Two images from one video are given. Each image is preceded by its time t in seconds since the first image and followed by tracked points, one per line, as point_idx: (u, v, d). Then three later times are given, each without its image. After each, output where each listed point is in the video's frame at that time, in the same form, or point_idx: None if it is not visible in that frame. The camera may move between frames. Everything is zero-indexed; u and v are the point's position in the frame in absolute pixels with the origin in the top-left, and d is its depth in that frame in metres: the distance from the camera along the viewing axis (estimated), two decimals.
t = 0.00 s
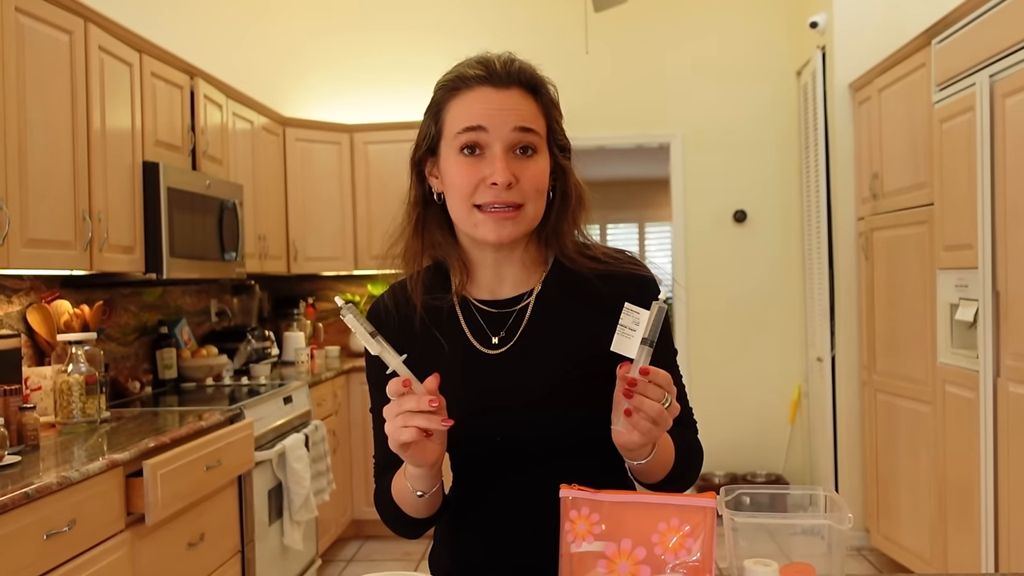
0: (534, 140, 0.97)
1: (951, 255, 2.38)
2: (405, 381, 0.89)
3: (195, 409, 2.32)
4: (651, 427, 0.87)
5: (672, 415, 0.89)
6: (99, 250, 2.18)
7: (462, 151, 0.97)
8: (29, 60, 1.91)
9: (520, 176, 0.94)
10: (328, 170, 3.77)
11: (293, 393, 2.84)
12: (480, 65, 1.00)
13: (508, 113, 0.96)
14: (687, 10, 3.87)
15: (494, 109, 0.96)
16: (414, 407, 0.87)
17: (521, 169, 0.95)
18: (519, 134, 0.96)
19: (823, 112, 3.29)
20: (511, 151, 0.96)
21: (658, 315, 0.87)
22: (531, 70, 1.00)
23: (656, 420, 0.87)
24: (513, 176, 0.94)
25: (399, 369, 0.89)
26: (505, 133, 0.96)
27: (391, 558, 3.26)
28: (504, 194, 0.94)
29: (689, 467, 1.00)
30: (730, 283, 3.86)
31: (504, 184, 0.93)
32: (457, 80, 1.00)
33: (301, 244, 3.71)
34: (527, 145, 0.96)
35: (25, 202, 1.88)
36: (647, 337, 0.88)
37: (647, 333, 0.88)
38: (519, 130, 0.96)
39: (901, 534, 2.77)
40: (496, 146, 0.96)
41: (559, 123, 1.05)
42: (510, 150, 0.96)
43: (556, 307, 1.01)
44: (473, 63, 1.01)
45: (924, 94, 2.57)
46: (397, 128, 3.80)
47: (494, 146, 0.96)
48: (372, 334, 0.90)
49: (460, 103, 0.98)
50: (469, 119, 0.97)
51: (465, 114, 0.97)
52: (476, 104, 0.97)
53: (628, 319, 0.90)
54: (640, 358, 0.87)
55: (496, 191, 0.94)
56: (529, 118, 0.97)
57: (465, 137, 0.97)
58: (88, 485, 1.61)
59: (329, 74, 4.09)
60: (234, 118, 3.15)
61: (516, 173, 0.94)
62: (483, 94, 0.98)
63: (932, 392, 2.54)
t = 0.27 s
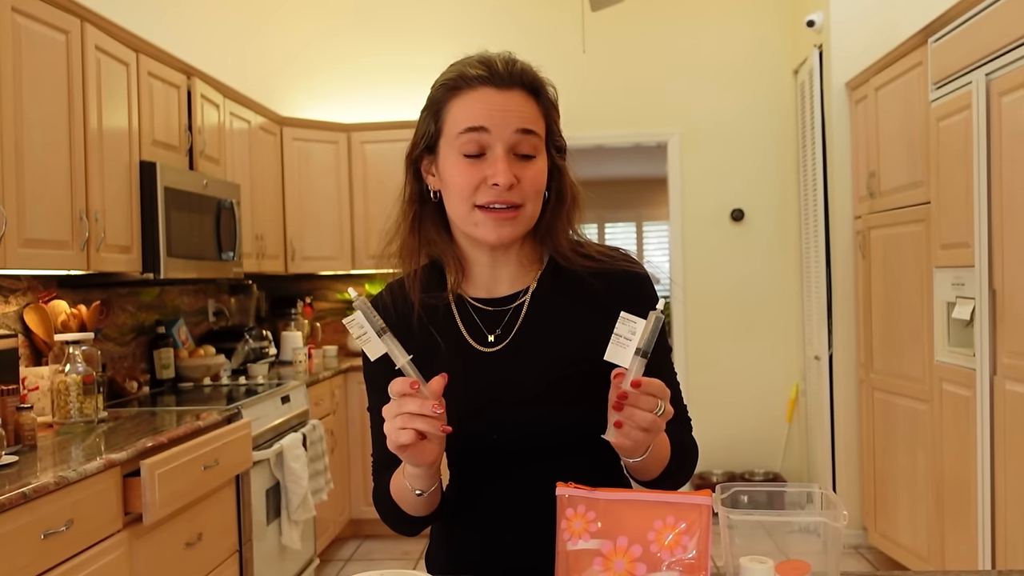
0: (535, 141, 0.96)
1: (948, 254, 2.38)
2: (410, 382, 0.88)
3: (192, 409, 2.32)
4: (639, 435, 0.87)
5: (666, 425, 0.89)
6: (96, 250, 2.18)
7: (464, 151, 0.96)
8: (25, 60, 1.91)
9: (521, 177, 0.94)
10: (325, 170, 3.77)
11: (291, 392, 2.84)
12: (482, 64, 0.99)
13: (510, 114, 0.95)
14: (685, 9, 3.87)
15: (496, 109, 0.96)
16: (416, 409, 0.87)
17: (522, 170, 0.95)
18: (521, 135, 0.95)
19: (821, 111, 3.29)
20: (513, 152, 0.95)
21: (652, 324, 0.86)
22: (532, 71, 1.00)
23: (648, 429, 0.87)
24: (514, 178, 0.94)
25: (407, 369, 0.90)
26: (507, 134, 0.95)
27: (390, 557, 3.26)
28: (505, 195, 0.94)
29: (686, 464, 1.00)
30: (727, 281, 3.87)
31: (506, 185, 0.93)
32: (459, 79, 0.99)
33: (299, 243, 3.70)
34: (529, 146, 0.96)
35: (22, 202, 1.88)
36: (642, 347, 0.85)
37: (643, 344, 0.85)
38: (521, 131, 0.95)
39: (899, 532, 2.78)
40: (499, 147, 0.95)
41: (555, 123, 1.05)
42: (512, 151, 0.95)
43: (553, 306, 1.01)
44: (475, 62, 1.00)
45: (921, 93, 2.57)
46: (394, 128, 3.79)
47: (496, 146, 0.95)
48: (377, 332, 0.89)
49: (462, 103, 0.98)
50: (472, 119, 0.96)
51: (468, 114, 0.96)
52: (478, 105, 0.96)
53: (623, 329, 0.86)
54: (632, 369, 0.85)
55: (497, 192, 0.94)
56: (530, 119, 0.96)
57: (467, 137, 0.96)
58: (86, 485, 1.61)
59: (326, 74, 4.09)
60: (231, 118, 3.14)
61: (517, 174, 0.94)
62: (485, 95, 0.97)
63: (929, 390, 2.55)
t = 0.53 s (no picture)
0: (547, 142, 0.97)
1: (944, 252, 2.39)
2: (420, 377, 0.87)
3: (190, 410, 2.32)
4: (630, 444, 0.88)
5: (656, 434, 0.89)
6: (94, 252, 2.18)
7: (479, 149, 0.96)
8: (23, 62, 1.91)
9: (535, 176, 0.95)
10: (323, 171, 3.77)
11: (289, 393, 2.84)
12: (496, 63, 0.99)
13: (526, 114, 0.95)
14: (681, 9, 3.88)
15: (511, 109, 0.96)
16: (419, 405, 0.87)
17: (535, 170, 0.95)
18: (535, 135, 0.96)
19: (817, 110, 3.30)
20: (528, 152, 0.95)
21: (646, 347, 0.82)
22: (543, 73, 1.01)
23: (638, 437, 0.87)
24: (528, 177, 0.94)
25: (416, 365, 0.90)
26: (522, 134, 0.95)
27: (388, 557, 3.27)
28: (519, 194, 0.94)
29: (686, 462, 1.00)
30: (725, 279, 3.87)
31: (520, 184, 0.93)
32: (474, 77, 0.99)
33: (296, 244, 3.71)
34: (542, 146, 0.96)
35: (19, 204, 1.88)
36: (634, 369, 0.83)
37: (634, 366, 0.82)
38: (535, 132, 0.96)
39: (896, 530, 2.78)
40: (514, 147, 0.95)
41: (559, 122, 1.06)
42: (526, 151, 0.95)
43: (554, 299, 1.02)
44: (490, 61, 1.00)
45: (916, 92, 2.58)
46: (391, 128, 3.79)
47: (511, 145, 0.95)
48: (386, 328, 0.88)
49: (476, 102, 0.98)
50: (488, 118, 0.96)
51: (484, 112, 0.96)
52: (494, 104, 0.96)
53: (616, 348, 0.83)
54: (623, 389, 0.85)
55: (512, 190, 0.94)
56: (544, 120, 0.97)
57: (483, 135, 0.96)
58: (84, 486, 1.62)
59: (323, 74, 4.09)
60: (228, 119, 3.14)
61: (532, 173, 0.94)
62: (500, 94, 0.97)
63: (926, 388, 2.56)
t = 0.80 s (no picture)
0: (572, 137, 0.97)
1: (943, 253, 2.40)
2: (440, 371, 0.88)
3: (190, 410, 2.33)
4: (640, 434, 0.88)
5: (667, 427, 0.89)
6: (93, 252, 2.18)
7: (504, 142, 0.96)
8: (22, 62, 1.91)
9: (559, 171, 0.95)
10: (322, 171, 3.77)
11: (289, 393, 2.84)
12: (524, 58, 0.99)
13: (552, 109, 0.96)
14: (680, 9, 3.89)
15: (539, 104, 0.96)
16: (438, 398, 0.87)
17: (559, 164, 0.95)
18: (561, 130, 0.96)
19: (816, 110, 3.30)
20: (552, 146, 0.96)
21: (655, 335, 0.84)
22: (570, 69, 1.01)
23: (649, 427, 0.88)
24: (552, 171, 0.94)
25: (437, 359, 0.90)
26: (548, 128, 0.95)
27: (387, 557, 3.27)
28: (543, 188, 0.94)
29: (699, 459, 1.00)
30: (725, 279, 3.87)
31: (545, 178, 0.94)
32: (502, 71, 0.99)
33: (295, 244, 3.71)
34: (567, 140, 0.97)
35: (19, 205, 1.88)
36: (644, 357, 0.85)
37: (645, 355, 0.84)
38: (561, 127, 0.96)
39: (895, 530, 2.79)
40: (538, 140, 0.95)
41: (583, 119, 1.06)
42: (551, 146, 0.95)
43: (574, 293, 1.03)
44: (518, 55, 1.00)
45: (915, 93, 2.59)
46: (390, 129, 3.79)
47: (536, 139, 0.95)
48: (410, 322, 0.89)
49: (503, 96, 0.98)
50: (515, 110, 0.96)
51: (510, 105, 0.96)
52: (521, 97, 0.96)
53: (628, 337, 0.85)
54: (633, 379, 0.86)
55: (536, 184, 0.94)
56: (569, 114, 0.97)
57: (509, 128, 0.96)
58: (84, 487, 1.62)
59: (322, 75, 4.09)
60: (227, 120, 3.14)
61: (555, 167, 0.94)
62: (528, 88, 0.97)
63: (925, 388, 2.56)
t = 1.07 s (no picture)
0: (598, 136, 0.97)
1: (940, 253, 2.40)
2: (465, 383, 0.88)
3: (187, 411, 2.32)
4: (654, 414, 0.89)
5: (686, 404, 0.89)
6: (91, 252, 2.18)
7: (530, 142, 0.96)
8: (20, 62, 1.91)
9: (584, 170, 0.94)
10: (320, 172, 3.77)
11: (286, 393, 2.85)
12: (550, 59, 0.99)
13: (577, 108, 0.95)
14: (678, 10, 3.89)
15: (564, 103, 0.96)
16: (460, 407, 0.88)
17: (585, 163, 0.95)
18: (586, 129, 0.95)
19: (814, 111, 3.31)
20: (577, 145, 0.95)
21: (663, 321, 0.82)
22: (595, 70, 1.01)
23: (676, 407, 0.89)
24: (578, 170, 0.94)
25: (461, 370, 0.88)
26: (573, 127, 0.95)
27: (385, 558, 3.27)
28: (569, 187, 0.94)
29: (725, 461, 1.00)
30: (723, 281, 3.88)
31: (570, 177, 0.93)
32: (527, 72, 0.99)
33: (293, 245, 3.71)
34: (593, 140, 0.96)
35: (17, 206, 1.88)
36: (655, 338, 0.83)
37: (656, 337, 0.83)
38: (587, 125, 0.95)
39: (893, 530, 2.79)
40: (564, 140, 0.95)
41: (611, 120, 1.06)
42: (577, 144, 0.95)
43: (602, 288, 1.03)
44: (543, 56, 1.00)
45: (912, 94, 2.59)
46: (388, 129, 3.79)
47: (561, 139, 0.95)
48: (436, 332, 0.85)
49: (528, 96, 0.98)
50: (540, 110, 0.96)
51: (535, 105, 0.96)
52: (546, 98, 0.96)
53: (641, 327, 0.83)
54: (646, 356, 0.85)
55: (561, 182, 0.94)
56: (594, 114, 0.96)
57: (534, 128, 0.96)
58: (82, 487, 1.61)
59: (320, 75, 4.09)
60: (225, 120, 3.14)
61: (582, 167, 0.94)
62: (553, 89, 0.97)
63: (922, 389, 2.56)
